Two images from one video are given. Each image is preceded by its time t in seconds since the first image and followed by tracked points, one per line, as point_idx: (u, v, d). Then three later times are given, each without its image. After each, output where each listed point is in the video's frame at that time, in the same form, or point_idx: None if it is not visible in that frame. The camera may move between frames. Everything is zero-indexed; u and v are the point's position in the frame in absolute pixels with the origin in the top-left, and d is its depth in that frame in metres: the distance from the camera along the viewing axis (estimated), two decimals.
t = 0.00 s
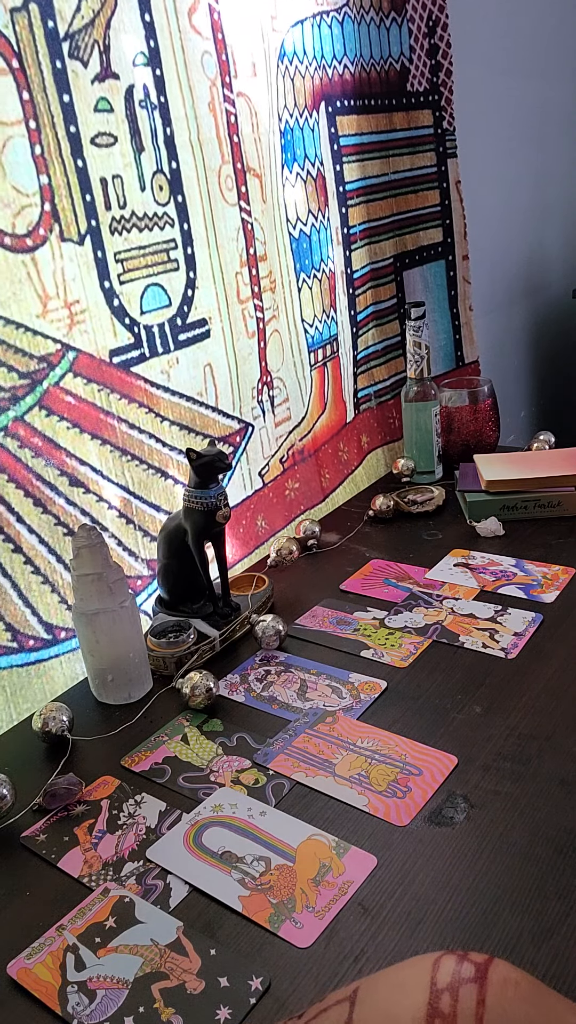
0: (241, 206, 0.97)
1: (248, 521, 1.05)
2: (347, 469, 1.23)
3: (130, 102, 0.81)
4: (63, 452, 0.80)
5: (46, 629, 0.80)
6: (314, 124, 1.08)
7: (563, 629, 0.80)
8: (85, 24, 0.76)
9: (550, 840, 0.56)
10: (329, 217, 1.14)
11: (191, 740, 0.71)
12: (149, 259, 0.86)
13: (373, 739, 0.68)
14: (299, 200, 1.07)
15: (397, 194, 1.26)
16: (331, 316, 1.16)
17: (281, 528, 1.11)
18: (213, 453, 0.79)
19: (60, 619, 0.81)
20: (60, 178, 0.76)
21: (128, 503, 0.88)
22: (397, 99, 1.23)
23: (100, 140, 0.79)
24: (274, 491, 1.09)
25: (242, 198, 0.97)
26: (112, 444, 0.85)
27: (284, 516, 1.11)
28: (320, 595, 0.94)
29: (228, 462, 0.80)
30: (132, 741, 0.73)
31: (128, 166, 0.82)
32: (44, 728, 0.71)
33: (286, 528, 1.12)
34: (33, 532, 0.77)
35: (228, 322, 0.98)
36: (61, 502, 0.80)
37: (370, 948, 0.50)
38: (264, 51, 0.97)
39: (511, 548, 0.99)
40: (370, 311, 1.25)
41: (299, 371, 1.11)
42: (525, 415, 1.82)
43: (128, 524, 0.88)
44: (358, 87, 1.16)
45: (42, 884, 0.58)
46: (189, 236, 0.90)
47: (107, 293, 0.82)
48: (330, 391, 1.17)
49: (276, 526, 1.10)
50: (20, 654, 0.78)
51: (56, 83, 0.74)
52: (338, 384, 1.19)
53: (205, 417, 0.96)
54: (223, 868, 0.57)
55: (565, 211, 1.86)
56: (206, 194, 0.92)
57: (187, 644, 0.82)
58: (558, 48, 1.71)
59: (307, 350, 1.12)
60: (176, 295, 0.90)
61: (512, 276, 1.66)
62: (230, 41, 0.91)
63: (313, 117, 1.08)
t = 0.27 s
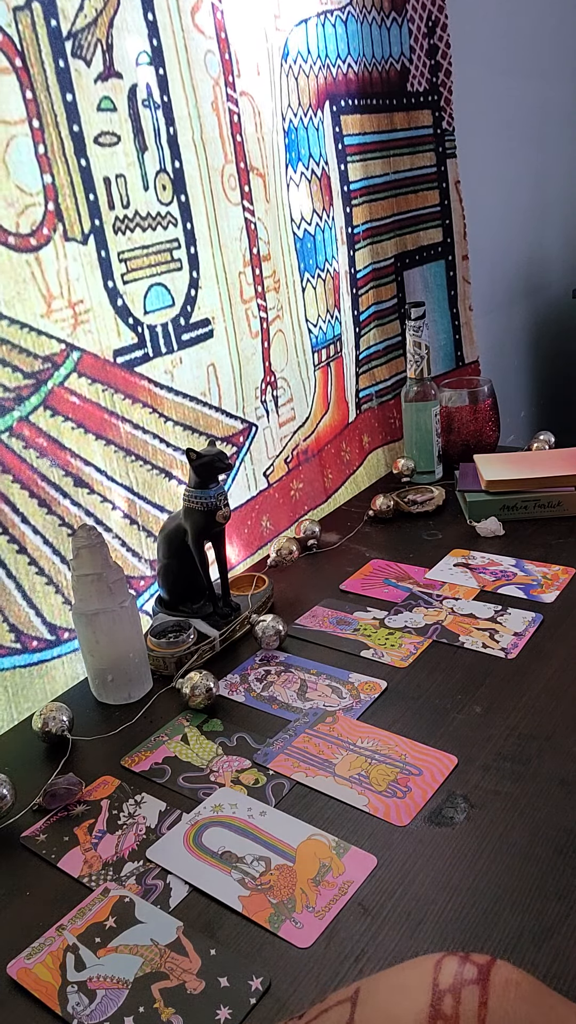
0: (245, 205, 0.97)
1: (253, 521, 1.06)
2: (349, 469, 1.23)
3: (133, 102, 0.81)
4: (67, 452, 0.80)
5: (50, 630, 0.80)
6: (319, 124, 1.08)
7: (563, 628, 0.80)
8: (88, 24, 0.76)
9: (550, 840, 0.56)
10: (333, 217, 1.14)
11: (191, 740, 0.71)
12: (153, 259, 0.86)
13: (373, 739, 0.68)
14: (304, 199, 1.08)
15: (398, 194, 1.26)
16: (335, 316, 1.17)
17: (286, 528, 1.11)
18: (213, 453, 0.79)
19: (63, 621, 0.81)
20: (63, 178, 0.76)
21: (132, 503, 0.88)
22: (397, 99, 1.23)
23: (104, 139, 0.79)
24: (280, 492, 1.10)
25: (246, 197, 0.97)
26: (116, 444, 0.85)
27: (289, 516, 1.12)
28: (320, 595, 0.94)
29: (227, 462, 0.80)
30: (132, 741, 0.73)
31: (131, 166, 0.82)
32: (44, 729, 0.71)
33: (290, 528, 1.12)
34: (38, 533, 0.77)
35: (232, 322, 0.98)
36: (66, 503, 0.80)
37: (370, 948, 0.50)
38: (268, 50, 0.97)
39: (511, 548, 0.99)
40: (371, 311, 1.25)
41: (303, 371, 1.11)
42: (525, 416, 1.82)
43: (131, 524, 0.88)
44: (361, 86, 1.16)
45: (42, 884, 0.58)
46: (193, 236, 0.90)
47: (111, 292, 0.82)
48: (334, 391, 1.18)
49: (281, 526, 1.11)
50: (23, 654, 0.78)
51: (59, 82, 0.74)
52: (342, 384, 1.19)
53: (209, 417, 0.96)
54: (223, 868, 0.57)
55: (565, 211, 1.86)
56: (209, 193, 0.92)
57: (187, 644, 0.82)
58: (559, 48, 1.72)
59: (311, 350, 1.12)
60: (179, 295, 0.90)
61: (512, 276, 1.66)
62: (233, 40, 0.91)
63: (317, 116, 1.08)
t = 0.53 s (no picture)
0: (248, 205, 0.97)
1: (257, 522, 1.06)
2: (351, 469, 1.23)
3: (137, 100, 0.81)
4: (70, 452, 0.80)
5: (51, 630, 0.80)
6: (325, 123, 1.09)
7: (563, 629, 0.80)
8: (92, 22, 0.76)
9: (550, 840, 0.56)
10: (339, 216, 1.15)
11: (191, 740, 0.71)
12: (156, 258, 0.86)
13: (373, 739, 0.68)
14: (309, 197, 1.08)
15: (398, 194, 1.26)
16: (339, 316, 1.17)
17: (289, 528, 1.12)
18: (213, 453, 0.79)
19: (65, 621, 0.81)
20: (67, 177, 0.75)
21: (134, 503, 0.88)
22: (398, 99, 1.23)
23: (107, 138, 0.79)
24: (283, 492, 1.10)
25: (249, 197, 0.97)
26: (119, 444, 0.85)
27: (292, 517, 1.12)
28: (320, 595, 0.94)
29: (228, 462, 0.80)
30: (132, 741, 0.73)
31: (135, 165, 0.82)
32: (44, 728, 0.71)
33: (293, 528, 1.13)
34: (40, 533, 0.77)
35: (235, 322, 0.98)
36: (68, 503, 0.80)
37: (370, 948, 0.50)
38: (271, 49, 0.97)
39: (511, 548, 0.99)
40: (372, 311, 1.25)
41: (307, 371, 1.11)
42: (524, 416, 1.82)
43: (133, 524, 0.88)
44: (364, 86, 1.16)
45: (42, 884, 0.58)
46: (196, 235, 0.90)
47: (114, 292, 0.82)
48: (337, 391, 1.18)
49: (284, 526, 1.11)
50: (24, 654, 0.78)
51: (63, 80, 0.74)
52: (345, 383, 1.20)
53: (212, 417, 0.96)
54: (223, 868, 0.57)
55: (565, 211, 1.87)
56: (213, 192, 0.92)
57: (187, 644, 0.82)
58: (559, 48, 1.72)
59: (315, 349, 1.13)
60: (183, 294, 0.90)
61: (512, 276, 1.66)
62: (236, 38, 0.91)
63: (324, 115, 1.09)
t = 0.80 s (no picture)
0: (251, 204, 0.97)
1: (258, 522, 1.06)
2: (352, 469, 1.23)
3: (140, 100, 0.81)
4: (71, 452, 0.80)
5: (52, 630, 0.80)
6: (330, 122, 1.10)
7: (563, 629, 0.80)
8: (95, 21, 0.76)
9: (551, 839, 0.56)
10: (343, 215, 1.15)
11: (191, 740, 0.71)
12: (159, 258, 0.86)
13: (373, 739, 0.68)
14: (313, 197, 1.08)
15: (398, 194, 1.26)
16: (342, 316, 1.18)
17: (291, 528, 1.12)
18: (213, 453, 0.79)
19: (65, 621, 0.81)
20: (69, 176, 0.75)
21: (135, 503, 0.88)
22: (397, 99, 1.23)
23: (110, 137, 0.79)
24: (285, 492, 1.10)
25: (252, 196, 0.97)
26: (120, 444, 0.85)
27: (294, 517, 1.12)
28: (320, 595, 0.94)
29: (228, 462, 0.80)
30: (132, 741, 0.73)
31: (138, 164, 0.82)
32: (44, 729, 0.71)
33: (295, 528, 1.13)
34: (41, 533, 0.77)
35: (238, 322, 0.98)
36: (69, 503, 0.80)
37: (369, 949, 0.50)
38: (274, 49, 0.97)
39: (511, 548, 0.99)
40: (373, 312, 1.24)
41: (310, 371, 1.12)
42: (524, 415, 1.81)
43: (134, 524, 0.88)
44: (366, 86, 1.16)
45: (41, 884, 0.58)
46: (199, 235, 0.90)
47: (117, 292, 0.82)
48: (339, 391, 1.18)
49: (286, 527, 1.11)
50: (25, 654, 0.78)
51: (66, 79, 0.74)
52: (347, 384, 1.20)
53: (214, 417, 0.96)
54: (223, 868, 0.57)
55: (565, 211, 1.87)
56: (215, 192, 0.92)
57: (187, 644, 0.82)
58: (559, 48, 1.72)
59: (318, 349, 1.13)
60: (185, 294, 0.90)
61: (512, 276, 1.66)
62: (239, 37, 0.91)
63: (328, 114, 1.09)
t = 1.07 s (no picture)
0: (253, 204, 0.97)
1: (258, 521, 1.06)
2: (352, 469, 1.23)
3: (143, 99, 0.81)
4: (73, 452, 0.80)
5: (53, 630, 0.80)
6: (331, 121, 1.10)
7: (563, 629, 0.80)
8: (97, 20, 0.76)
9: (550, 840, 0.56)
10: (344, 215, 1.15)
11: (191, 740, 0.71)
12: (161, 257, 0.86)
13: (373, 739, 0.68)
14: (315, 196, 1.08)
15: (397, 194, 1.26)
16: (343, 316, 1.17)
17: (292, 528, 1.12)
18: (213, 454, 0.79)
19: (67, 622, 0.81)
20: (72, 175, 0.75)
21: (137, 503, 0.88)
22: (397, 99, 1.23)
23: (113, 136, 0.79)
24: (286, 492, 1.10)
25: (254, 196, 0.97)
26: (122, 444, 0.85)
27: (295, 517, 1.12)
28: (320, 595, 0.94)
29: (228, 462, 0.80)
30: (132, 741, 0.73)
31: (140, 163, 0.82)
32: (44, 729, 0.71)
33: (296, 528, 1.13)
34: (42, 533, 0.77)
35: (239, 322, 0.98)
36: (71, 503, 0.80)
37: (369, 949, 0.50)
38: (276, 48, 0.97)
39: (511, 548, 0.99)
40: (373, 312, 1.24)
41: (312, 371, 1.12)
42: (524, 415, 1.81)
43: (135, 524, 0.88)
44: (367, 85, 1.16)
45: (42, 884, 0.58)
46: (201, 234, 0.90)
47: (119, 291, 0.82)
48: (340, 391, 1.18)
49: (287, 527, 1.11)
50: (26, 654, 0.78)
51: (69, 78, 0.74)
52: (347, 384, 1.20)
53: (215, 417, 0.96)
54: (223, 868, 0.57)
55: (565, 211, 1.87)
56: (217, 192, 0.92)
57: (187, 644, 0.82)
58: (559, 48, 1.73)
59: (320, 349, 1.13)
60: (187, 294, 0.90)
61: (511, 276, 1.66)
62: (241, 37, 0.91)
63: (330, 113, 1.09)
